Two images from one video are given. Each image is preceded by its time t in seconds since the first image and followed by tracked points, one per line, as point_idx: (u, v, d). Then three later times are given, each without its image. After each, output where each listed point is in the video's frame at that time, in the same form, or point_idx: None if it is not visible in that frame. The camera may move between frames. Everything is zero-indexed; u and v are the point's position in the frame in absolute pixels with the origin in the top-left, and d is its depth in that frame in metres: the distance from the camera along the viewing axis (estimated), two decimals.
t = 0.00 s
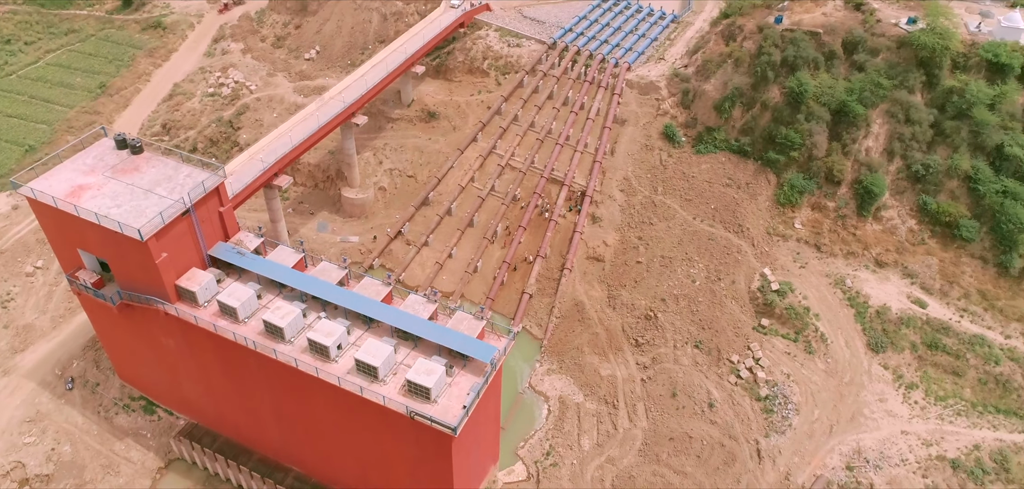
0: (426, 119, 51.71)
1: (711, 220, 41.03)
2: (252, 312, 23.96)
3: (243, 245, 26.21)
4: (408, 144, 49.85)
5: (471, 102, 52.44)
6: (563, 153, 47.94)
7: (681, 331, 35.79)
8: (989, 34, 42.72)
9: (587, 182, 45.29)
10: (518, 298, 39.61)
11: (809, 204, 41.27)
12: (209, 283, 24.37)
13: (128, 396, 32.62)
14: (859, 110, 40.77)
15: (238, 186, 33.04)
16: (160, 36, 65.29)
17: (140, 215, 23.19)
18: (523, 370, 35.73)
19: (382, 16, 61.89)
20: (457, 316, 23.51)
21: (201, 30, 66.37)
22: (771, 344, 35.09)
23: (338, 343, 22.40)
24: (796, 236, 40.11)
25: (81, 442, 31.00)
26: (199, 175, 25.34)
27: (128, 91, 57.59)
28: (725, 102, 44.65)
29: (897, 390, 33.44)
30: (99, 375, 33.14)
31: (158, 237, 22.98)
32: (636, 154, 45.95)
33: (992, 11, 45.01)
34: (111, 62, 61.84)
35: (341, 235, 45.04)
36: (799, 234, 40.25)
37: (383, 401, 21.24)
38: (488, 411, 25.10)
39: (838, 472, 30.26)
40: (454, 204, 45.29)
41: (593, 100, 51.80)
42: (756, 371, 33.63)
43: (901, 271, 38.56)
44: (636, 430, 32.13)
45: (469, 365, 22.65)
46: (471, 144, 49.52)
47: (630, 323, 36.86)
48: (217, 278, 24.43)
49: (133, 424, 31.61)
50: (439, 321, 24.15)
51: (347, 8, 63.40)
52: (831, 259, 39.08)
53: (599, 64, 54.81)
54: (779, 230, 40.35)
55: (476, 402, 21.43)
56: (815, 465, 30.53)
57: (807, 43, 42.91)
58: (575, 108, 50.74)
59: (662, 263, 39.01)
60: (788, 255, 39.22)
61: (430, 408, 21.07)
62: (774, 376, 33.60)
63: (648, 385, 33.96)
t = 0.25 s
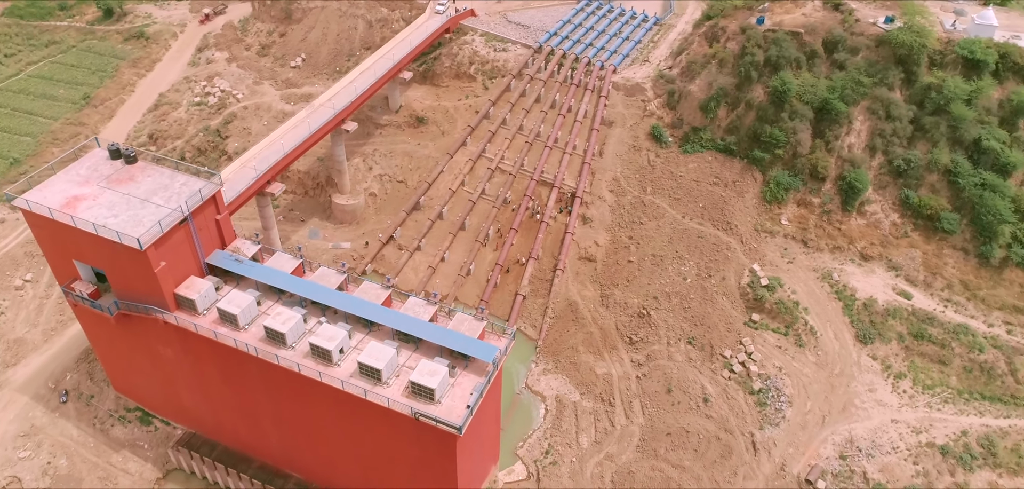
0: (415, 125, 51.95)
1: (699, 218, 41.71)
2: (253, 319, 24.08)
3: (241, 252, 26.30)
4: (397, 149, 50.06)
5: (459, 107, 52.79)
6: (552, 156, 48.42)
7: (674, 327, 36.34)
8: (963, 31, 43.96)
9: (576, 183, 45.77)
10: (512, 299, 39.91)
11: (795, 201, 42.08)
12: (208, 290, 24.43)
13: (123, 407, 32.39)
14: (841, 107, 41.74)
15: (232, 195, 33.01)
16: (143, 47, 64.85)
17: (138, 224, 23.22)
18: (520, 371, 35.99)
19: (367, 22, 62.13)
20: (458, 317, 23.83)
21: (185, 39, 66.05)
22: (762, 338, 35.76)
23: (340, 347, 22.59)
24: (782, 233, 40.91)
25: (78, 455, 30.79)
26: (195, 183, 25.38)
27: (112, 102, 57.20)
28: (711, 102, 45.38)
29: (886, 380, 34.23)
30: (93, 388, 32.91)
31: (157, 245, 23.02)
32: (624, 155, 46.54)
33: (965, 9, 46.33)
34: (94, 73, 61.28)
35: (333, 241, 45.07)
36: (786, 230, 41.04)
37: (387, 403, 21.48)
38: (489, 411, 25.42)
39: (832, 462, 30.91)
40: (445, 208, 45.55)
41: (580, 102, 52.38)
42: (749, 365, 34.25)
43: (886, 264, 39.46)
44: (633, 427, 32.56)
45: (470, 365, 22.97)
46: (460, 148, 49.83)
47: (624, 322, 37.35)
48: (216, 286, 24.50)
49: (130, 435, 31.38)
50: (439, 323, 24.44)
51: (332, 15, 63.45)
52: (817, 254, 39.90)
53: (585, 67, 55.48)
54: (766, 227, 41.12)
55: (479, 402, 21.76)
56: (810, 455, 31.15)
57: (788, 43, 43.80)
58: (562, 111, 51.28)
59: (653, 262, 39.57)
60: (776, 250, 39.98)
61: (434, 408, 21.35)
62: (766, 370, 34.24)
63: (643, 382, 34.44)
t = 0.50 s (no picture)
0: (403, 129, 52.12)
1: (688, 215, 42.35)
2: (253, 325, 24.20)
3: (238, 258, 26.38)
4: (386, 153, 50.21)
5: (447, 111, 53.08)
6: (541, 157, 48.87)
7: (667, 323, 36.88)
8: (939, 28, 45.15)
9: (566, 184, 46.24)
10: (506, 300, 40.21)
11: (780, 196, 42.93)
12: (207, 297, 24.49)
13: (119, 418, 32.20)
14: (823, 104, 42.66)
15: (225, 202, 32.95)
16: (126, 55, 64.29)
17: (135, 232, 23.25)
18: (516, 371, 36.27)
19: (352, 28, 62.30)
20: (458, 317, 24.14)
21: (168, 47, 65.59)
22: (753, 330, 36.45)
23: (342, 349, 22.78)
24: (769, 228, 41.70)
25: (74, 466, 30.55)
26: (191, 190, 25.43)
27: (96, 112, 56.74)
28: (696, 101, 46.09)
29: (875, 369, 35.04)
30: (87, 399, 32.69)
31: (155, 253, 23.05)
32: (612, 155, 47.13)
33: (940, 7, 47.60)
34: (77, 82, 60.62)
35: (324, 246, 45.07)
36: (772, 225, 41.83)
37: (391, 404, 21.71)
38: (490, 410, 25.71)
39: (826, 450, 31.56)
40: (436, 211, 45.77)
41: (567, 104, 52.93)
42: (741, 358, 34.88)
43: (871, 256, 40.37)
44: (630, 422, 33.01)
45: (472, 364, 23.28)
46: (450, 151, 50.10)
47: (617, 319, 37.82)
48: (214, 292, 24.57)
49: (126, 445, 31.20)
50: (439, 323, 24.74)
51: (316, 20, 63.36)
52: (804, 248, 40.73)
53: (571, 69, 56.06)
54: (753, 222, 41.89)
55: (482, 400, 22.07)
56: (803, 444, 31.81)
57: (771, 42, 44.67)
58: (550, 113, 51.79)
59: (644, 259, 40.12)
60: (764, 245, 40.73)
61: (438, 408, 21.62)
62: (758, 362, 34.88)
63: (638, 377, 34.93)
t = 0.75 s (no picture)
0: (390, 132, 52.22)
1: (675, 211, 43.03)
2: (253, 329, 24.31)
3: (234, 263, 26.45)
4: (374, 157, 50.29)
5: (433, 113, 53.31)
6: (529, 157, 49.31)
7: (658, 318, 37.47)
8: (913, 24, 46.41)
9: (554, 183, 46.69)
10: (498, 299, 40.52)
11: (764, 191, 43.81)
12: (205, 303, 24.54)
13: (114, 428, 31.97)
14: (803, 99, 43.65)
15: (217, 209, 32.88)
16: (105, 64, 63.58)
17: (133, 239, 23.27)
18: (511, 369, 36.54)
19: (336, 33, 62.36)
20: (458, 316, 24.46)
21: (149, 55, 65.02)
22: (742, 322, 37.20)
23: (344, 351, 22.98)
24: (755, 222, 42.52)
25: (69, 478, 30.27)
26: (186, 196, 25.48)
27: (78, 121, 56.19)
28: (680, 99, 46.75)
29: (862, 357, 35.95)
30: (82, 410, 32.46)
31: (153, 260, 23.09)
32: (599, 154, 47.71)
33: (914, 3, 48.91)
34: (57, 92, 59.82)
35: (314, 251, 45.02)
36: (758, 219, 42.67)
37: (396, 403, 21.96)
38: (491, 407, 26.04)
39: (818, 437, 32.33)
40: (426, 213, 45.97)
41: (553, 104, 53.43)
42: (732, 350, 35.57)
43: (854, 247, 41.35)
44: (626, 416, 33.53)
45: (473, 362, 23.61)
46: (438, 153, 50.33)
47: (609, 315, 38.33)
48: (213, 298, 24.63)
49: (123, 455, 30.99)
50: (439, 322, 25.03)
51: (299, 25, 63.12)
52: (789, 240, 41.60)
53: (555, 69, 56.55)
54: (739, 217, 42.72)
55: (485, 397, 22.42)
56: (796, 432, 32.56)
57: (751, 40, 45.60)
58: (536, 113, 52.25)
59: (634, 255, 40.71)
60: (750, 239, 41.56)
61: (442, 406, 21.92)
62: (749, 353, 35.60)
63: (632, 372, 35.46)
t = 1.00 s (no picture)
0: (380, 134, 52.30)
1: (665, 207, 43.62)
2: (254, 333, 24.44)
3: (233, 267, 26.52)
4: (364, 160, 50.37)
5: (422, 115, 53.53)
6: (519, 157, 49.68)
7: (652, 313, 37.99)
8: (892, 19, 47.42)
9: (544, 182, 47.07)
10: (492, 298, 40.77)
11: (751, 186, 44.56)
12: (205, 307, 24.60)
13: (110, 437, 31.78)
14: (787, 95, 44.48)
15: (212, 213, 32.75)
16: (88, 71, 62.98)
17: (132, 245, 23.31)
18: (507, 367, 36.74)
19: (322, 36, 62.40)
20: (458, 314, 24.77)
21: (132, 62, 64.53)
22: (734, 315, 37.87)
23: (347, 352, 23.18)
24: (743, 216, 43.27)
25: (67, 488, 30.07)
26: (183, 201, 25.53)
27: (63, 129, 55.78)
28: (667, 96, 47.30)
29: (851, 346, 36.74)
30: (77, 419, 32.25)
31: (153, 265, 23.13)
32: (588, 152, 48.21)
33: None
34: (40, 100, 59.21)
35: (306, 254, 44.97)
36: (746, 214, 43.40)
37: (400, 402, 22.20)
38: (493, 404, 26.36)
39: (811, 425, 33.01)
40: (418, 215, 46.15)
41: (541, 104, 53.86)
42: (725, 343, 36.20)
43: (840, 239, 42.22)
44: (623, 410, 33.99)
45: (475, 359, 23.92)
46: (428, 155, 50.55)
47: (603, 311, 38.79)
48: (212, 302, 24.70)
49: (121, 463, 30.84)
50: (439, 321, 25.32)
51: (285, 29, 62.90)
52: (777, 234, 42.38)
53: (542, 69, 56.98)
54: (727, 212, 43.45)
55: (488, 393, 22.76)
56: (789, 421, 33.23)
57: (735, 38, 46.38)
58: (524, 113, 52.66)
59: (625, 252, 41.23)
60: (739, 233, 42.27)
61: (447, 403, 22.21)
62: (741, 345, 36.25)
63: (626, 366, 35.96)
